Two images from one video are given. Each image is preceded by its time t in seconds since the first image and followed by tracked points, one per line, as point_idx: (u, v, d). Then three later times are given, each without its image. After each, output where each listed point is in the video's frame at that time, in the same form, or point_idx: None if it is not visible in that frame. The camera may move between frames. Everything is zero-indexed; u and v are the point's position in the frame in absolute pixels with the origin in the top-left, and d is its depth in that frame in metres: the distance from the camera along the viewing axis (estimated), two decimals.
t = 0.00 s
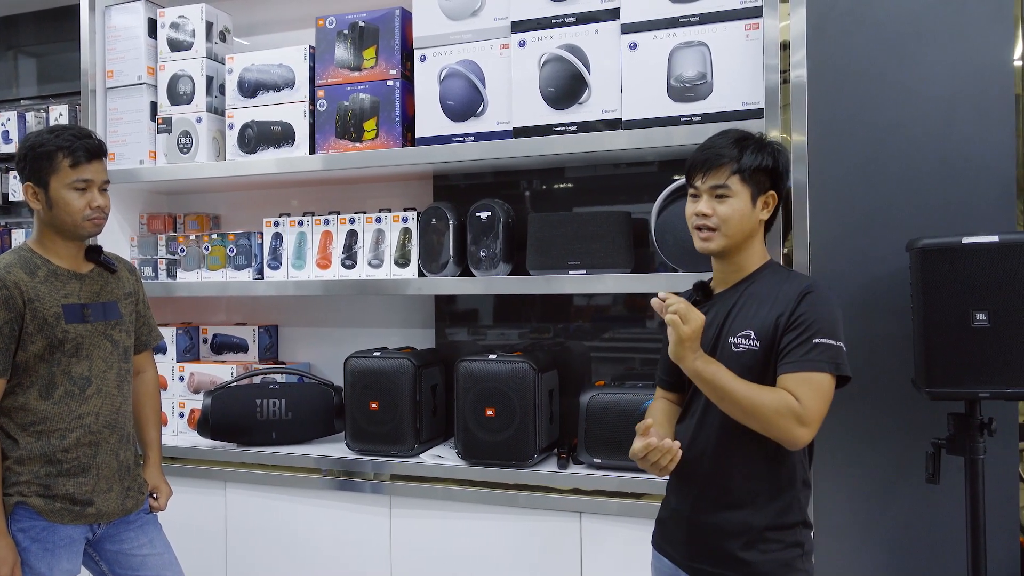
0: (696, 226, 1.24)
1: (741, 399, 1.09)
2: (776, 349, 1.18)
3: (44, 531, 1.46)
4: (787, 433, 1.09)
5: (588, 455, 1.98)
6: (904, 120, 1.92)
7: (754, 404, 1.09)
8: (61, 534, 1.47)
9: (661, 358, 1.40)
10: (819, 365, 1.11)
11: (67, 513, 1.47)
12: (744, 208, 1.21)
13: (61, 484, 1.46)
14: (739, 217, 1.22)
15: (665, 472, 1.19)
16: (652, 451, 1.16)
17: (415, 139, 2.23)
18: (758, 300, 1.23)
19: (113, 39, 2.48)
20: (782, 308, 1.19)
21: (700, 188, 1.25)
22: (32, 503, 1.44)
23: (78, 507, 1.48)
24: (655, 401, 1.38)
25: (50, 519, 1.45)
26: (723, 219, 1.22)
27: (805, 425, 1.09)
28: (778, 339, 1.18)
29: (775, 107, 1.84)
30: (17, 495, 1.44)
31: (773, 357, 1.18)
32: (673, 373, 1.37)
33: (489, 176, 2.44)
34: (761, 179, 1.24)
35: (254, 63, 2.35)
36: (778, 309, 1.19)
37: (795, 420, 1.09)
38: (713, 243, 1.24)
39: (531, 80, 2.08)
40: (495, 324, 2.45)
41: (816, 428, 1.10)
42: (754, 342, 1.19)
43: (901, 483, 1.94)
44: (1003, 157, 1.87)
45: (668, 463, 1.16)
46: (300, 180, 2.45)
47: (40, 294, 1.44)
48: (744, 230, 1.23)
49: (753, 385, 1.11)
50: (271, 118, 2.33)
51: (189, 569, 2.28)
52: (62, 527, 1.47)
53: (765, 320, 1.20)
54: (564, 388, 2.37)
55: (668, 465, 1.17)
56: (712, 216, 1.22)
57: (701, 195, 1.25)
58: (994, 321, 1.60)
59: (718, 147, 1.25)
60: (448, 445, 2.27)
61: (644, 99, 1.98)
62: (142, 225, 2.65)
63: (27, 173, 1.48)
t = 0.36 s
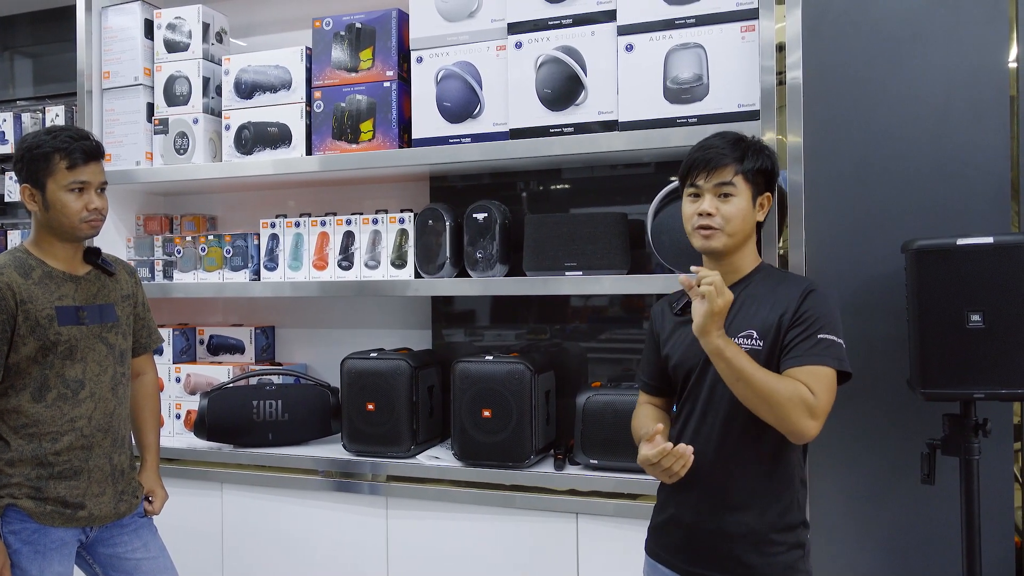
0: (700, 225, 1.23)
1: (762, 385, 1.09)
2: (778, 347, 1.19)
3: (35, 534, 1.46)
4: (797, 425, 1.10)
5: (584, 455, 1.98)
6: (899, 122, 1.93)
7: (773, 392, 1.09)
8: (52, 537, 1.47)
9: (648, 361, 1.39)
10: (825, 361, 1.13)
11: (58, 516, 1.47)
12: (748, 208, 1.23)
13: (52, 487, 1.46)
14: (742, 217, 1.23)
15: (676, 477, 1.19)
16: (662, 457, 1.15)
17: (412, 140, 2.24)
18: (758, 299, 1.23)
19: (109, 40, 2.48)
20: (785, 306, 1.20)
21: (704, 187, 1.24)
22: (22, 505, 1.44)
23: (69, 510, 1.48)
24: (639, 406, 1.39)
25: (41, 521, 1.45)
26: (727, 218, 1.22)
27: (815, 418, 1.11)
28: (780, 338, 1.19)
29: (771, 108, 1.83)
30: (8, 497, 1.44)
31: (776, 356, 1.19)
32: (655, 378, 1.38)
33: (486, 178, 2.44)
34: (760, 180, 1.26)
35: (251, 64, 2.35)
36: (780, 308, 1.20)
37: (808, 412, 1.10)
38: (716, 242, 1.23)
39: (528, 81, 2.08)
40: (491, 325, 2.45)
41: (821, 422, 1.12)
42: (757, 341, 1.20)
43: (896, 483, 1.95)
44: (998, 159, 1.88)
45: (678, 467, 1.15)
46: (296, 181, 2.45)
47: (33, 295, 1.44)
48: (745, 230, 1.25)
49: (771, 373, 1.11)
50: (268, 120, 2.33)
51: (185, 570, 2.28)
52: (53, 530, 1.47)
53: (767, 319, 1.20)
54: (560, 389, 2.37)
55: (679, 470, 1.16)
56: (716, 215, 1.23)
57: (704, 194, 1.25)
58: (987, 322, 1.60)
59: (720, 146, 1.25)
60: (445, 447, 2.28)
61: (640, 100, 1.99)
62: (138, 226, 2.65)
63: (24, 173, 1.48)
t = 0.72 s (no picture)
0: (705, 229, 1.23)
1: (783, 398, 1.09)
2: (791, 351, 1.19)
3: (33, 537, 1.46)
4: (818, 432, 1.11)
5: (582, 458, 1.99)
6: (896, 125, 1.94)
7: (795, 403, 1.09)
8: (50, 540, 1.47)
9: (644, 366, 1.39)
10: (845, 363, 1.14)
11: (56, 519, 1.46)
12: (749, 209, 1.24)
13: (50, 490, 1.46)
14: (745, 218, 1.23)
15: (699, 491, 1.17)
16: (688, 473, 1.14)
17: (411, 142, 2.24)
18: (769, 303, 1.24)
19: (108, 42, 2.48)
20: (796, 310, 1.21)
21: (705, 191, 1.24)
22: (20, 508, 1.44)
23: (67, 513, 1.48)
24: (635, 413, 1.39)
25: (38, 524, 1.45)
26: (731, 220, 1.23)
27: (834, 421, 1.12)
28: (795, 341, 1.19)
29: (768, 110, 1.84)
30: (6, 500, 1.44)
31: (790, 360, 1.20)
32: (652, 385, 1.38)
33: (484, 180, 2.44)
34: (758, 181, 1.27)
35: (249, 66, 2.35)
36: (792, 311, 1.21)
37: (828, 417, 1.11)
38: (722, 245, 1.23)
39: (526, 84, 2.09)
40: (490, 327, 2.46)
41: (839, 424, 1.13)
42: (770, 345, 1.20)
43: (893, 486, 1.96)
44: (995, 162, 1.88)
45: (706, 481, 1.14)
46: (295, 183, 2.45)
47: (29, 297, 1.44)
48: (748, 232, 1.25)
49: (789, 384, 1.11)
50: (266, 122, 2.33)
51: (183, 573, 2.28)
52: (51, 533, 1.47)
53: (780, 322, 1.21)
54: (558, 391, 2.37)
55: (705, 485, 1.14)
56: (720, 218, 1.22)
57: (705, 198, 1.24)
58: (984, 324, 1.61)
59: (716, 149, 1.25)
60: (443, 449, 2.28)
61: (638, 104, 1.99)
62: (136, 228, 2.65)
63: (22, 176, 1.48)
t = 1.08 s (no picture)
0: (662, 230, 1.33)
1: (771, 450, 1.13)
2: (780, 356, 1.19)
3: (33, 540, 1.46)
4: (830, 452, 1.12)
5: (583, 461, 1.99)
6: (896, 128, 1.94)
7: (786, 448, 1.12)
8: (50, 542, 1.47)
9: (647, 369, 1.40)
10: (836, 371, 1.12)
11: (55, 522, 1.47)
12: (699, 202, 1.27)
13: (50, 493, 1.46)
14: (694, 211, 1.28)
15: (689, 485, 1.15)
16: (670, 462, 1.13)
17: (411, 146, 2.24)
18: (756, 307, 1.23)
19: (109, 46, 2.48)
20: (783, 316, 1.19)
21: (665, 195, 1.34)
22: (20, 511, 1.44)
23: (67, 516, 1.48)
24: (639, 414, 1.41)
25: (38, 528, 1.45)
26: (679, 217, 1.29)
27: (842, 435, 1.13)
28: (781, 349, 1.18)
29: (768, 113, 1.84)
30: (5, 503, 1.44)
31: (778, 365, 1.19)
32: (655, 387, 1.39)
33: (485, 183, 2.45)
34: (722, 177, 1.29)
35: (251, 70, 2.36)
36: (778, 317, 1.20)
37: (831, 437, 1.12)
38: (674, 240, 1.30)
39: (527, 87, 2.09)
40: (490, 330, 2.46)
41: (858, 427, 1.14)
42: (755, 350, 1.20)
43: (894, 489, 1.96)
44: (995, 165, 1.89)
45: (690, 465, 1.12)
46: (296, 186, 2.45)
47: (31, 300, 1.45)
48: (706, 225, 1.28)
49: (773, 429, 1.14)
50: (268, 125, 2.33)
51: None
52: (51, 536, 1.47)
53: (766, 328, 1.20)
54: (560, 394, 2.37)
55: (691, 470, 1.13)
56: (672, 217, 1.31)
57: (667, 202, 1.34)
58: (985, 327, 1.61)
59: (681, 157, 1.35)
60: (444, 452, 2.28)
61: (639, 107, 2.00)
62: (138, 231, 2.65)
63: (24, 179, 1.49)
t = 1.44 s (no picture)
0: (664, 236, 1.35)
1: (739, 473, 1.13)
2: (765, 360, 1.17)
3: (37, 543, 1.45)
4: (803, 463, 1.12)
5: (588, 464, 1.99)
6: (902, 131, 1.94)
7: (753, 469, 1.12)
8: (55, 546, 1.47)
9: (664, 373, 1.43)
10: (813, 376, 1.10)
11: (60, 525, 1.47)
12: (690, 207, 1.28)
13: (55, 497, 1.46)
14: (686, 217, 1.28)
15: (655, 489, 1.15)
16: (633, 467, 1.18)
17: (416, 149, 2.24)
18: (746, 310, 1.22)
19: (115, 49, 2.49)
20: (768, 319, 1.18)
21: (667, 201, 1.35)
22: (25, 515, 1.43)
23: (72, 519, 1.48)
24: (659, 418, 1.44)
25: (43, 531, 1.45)
26: (674, 222, 1.30)
27: (813, 445, 1.11)
28: (765, 352, 1.17)
29: (774, 117, 1.84)
30: (11, 505, 1.44)
31: (764, 369, 1.18)
32: (673, 391, 1.42)
33: (489, 187, 2.45)
34: (713, 179, 1.28)
35: (256, 73, 2.36)
36: (762, 322, 1.18)
37: (799, 451, 1.11)
38: (672, 247, 1.32)
39: (532, 91, 2.09)
40: (494, 333, 2.46)
41: (828, 435, 1.12)
42: (742, 354, 1.19)
43: (900, 492, 1.95)
44: (1001, 168, 1.88)
45: (650, 462, 1.16)
46: (301, 190, 2.46)
47: (40, 304, 1.45)
48: (699, 230, 1.28)
49: (738, 453, 1.15)
50: (273, 129, 2.34)
51: None
52: (55, 540, 1.47)
53: (753, 331, 1.19)
54: (564, 398, 2.37)
55: (652, 468, 1.16)
56: (669, 223, 1.32)
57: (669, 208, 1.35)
58: (992, 331, 1.61)
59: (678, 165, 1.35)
60: (449, 455, 2.28)
61: (645, 111, 2.00)
62: (143, 234, 2.66)
63: (38, 181, 1.49)
